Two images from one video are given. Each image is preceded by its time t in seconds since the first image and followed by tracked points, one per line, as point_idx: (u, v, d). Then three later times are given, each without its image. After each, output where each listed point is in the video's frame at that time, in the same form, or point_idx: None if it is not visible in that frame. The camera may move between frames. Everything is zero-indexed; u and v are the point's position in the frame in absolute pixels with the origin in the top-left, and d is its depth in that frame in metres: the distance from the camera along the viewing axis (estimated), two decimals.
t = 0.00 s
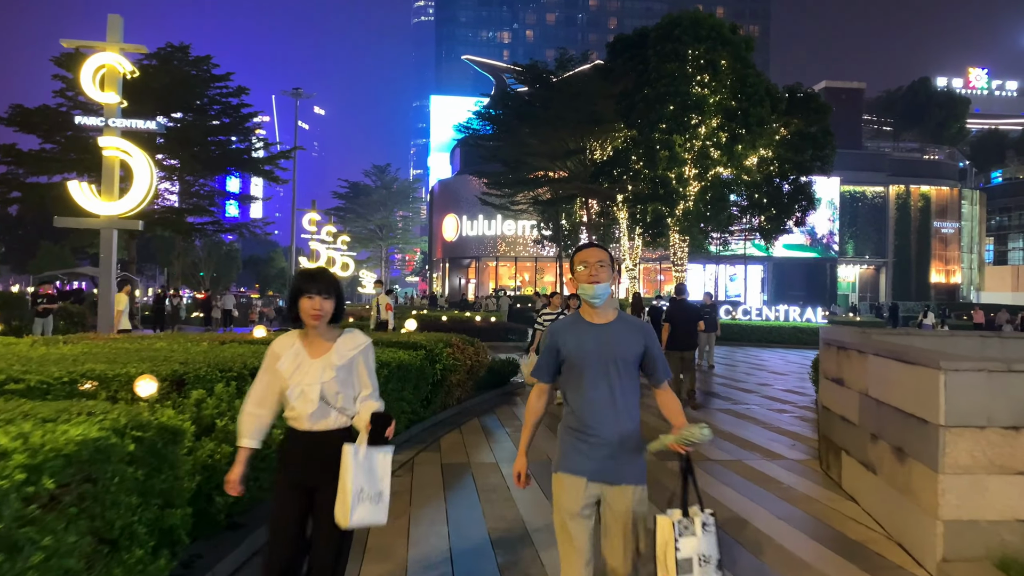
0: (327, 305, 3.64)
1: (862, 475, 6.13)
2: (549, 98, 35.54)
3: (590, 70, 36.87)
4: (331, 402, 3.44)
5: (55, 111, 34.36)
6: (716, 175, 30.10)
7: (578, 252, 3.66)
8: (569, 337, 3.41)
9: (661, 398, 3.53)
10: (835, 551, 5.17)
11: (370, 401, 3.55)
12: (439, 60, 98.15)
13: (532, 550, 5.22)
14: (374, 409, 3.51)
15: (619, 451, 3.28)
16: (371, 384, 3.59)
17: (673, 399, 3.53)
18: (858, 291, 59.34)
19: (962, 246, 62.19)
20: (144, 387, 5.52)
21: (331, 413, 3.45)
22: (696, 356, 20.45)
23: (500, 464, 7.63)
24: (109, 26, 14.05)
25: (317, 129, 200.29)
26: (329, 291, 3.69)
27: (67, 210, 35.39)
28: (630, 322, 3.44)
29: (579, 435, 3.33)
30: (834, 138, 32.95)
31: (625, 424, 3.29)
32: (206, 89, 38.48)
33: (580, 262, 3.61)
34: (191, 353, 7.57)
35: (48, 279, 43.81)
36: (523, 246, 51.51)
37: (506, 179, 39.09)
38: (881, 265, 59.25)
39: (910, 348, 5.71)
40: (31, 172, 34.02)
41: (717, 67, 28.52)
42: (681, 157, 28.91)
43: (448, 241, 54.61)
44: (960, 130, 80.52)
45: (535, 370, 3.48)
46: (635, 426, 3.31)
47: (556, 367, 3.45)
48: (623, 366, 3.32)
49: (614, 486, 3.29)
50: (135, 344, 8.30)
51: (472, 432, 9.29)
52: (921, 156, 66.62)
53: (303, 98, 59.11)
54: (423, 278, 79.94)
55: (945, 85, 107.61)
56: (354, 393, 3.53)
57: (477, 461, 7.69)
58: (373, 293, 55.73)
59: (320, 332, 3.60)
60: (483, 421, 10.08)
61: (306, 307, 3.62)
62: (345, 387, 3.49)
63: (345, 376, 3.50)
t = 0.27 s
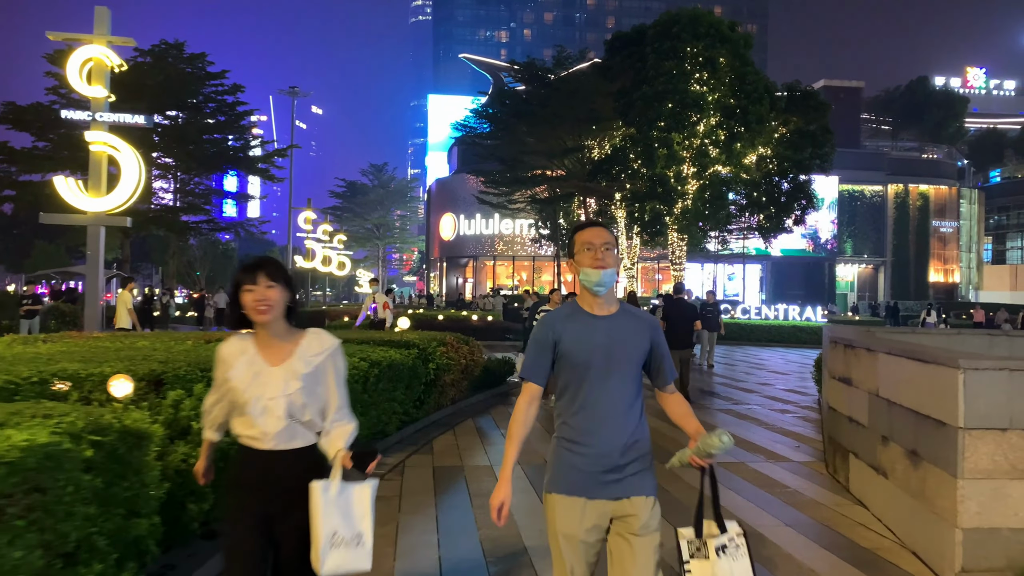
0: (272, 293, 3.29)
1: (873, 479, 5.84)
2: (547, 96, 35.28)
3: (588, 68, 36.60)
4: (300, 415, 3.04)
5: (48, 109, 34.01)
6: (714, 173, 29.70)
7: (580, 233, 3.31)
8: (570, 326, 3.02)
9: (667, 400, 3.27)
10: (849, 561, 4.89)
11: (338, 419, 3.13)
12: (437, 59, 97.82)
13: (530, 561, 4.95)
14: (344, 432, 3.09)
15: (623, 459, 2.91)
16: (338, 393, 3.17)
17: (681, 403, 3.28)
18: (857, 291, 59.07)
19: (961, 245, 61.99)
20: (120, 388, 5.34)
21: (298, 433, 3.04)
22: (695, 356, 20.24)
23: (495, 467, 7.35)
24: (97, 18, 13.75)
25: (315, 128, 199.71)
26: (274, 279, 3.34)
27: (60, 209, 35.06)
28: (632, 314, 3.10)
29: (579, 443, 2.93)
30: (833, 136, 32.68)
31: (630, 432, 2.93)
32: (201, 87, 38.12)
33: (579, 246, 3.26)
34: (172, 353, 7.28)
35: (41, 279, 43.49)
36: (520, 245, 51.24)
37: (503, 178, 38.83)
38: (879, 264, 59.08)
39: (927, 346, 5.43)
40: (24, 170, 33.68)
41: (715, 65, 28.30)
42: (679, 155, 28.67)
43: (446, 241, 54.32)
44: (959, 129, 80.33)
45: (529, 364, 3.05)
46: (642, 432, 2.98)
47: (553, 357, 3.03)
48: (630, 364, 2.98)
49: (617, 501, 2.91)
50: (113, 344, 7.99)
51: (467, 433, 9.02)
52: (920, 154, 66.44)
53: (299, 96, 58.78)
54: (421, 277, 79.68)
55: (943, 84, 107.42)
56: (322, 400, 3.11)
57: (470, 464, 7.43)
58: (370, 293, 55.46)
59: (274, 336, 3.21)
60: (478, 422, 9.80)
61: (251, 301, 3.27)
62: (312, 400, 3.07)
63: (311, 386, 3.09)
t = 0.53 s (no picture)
0: (218, 293, 2.82)
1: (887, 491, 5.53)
2: (544, 94, 35.00)
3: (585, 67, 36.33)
4: (242, 443, 2.53)
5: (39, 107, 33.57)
6: (711, 171, 29.19)
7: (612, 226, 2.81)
8: (598, 336, 2.48)
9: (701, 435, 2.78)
10: None
11: (284, 446, 2.69)
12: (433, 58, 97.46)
13: None
14: (294, 486, 2.65)
15: (661, 505, 2.37)
16: (280, 416, 2.70)
17: (720, 438, 2.79)
18: (854, 291, 58.43)
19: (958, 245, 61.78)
20: (88, 395, 4.89)
21: (239, 464, 2.54)
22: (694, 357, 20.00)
23: (489, 476, 7.04)
24: (82, 12, 13.42)
25: (310, 127, 199.04)
26: (217, 271, 2.87)
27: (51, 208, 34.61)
28: (668, 331, 2.61)
29: (608, 484, 2.36)
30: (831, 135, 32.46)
31: (667, 469, 2.42)
32: (195, 86, 37.72)
33: (607, 244, 2.75)
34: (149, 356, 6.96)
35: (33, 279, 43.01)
36: (517, 245, 50.93)
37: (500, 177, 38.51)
38: (876, 264, 58.85)
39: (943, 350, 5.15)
40: (15, 169, 33.23)
41: (712, 63, 28.11)
42: (677, 154, 28.39)
43: (442, 241, 53.94)
44: (956, 129, 80.14)
45: (554, 379, 2.45)
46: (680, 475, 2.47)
47: (579, 368, 2.45)
48: (665, 394, 2.49)
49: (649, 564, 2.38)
50: (88, 348, 7.65)
51: (460, 439, 8.71)
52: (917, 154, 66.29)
53: (295, 95, 58.40)
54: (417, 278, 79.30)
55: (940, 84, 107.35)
56: (265, 426, 2.65)
57: (463, 473, 7.12)
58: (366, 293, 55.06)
59: (205, 342, 2.70)
60: (472, 426, 9.50)
61: (184, 294, 2.79)
62: (248, 426, 2.56)
63: (250, 407, 2.59)
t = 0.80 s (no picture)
0: (129, 287, 2.20)
1: (908, 499, 5.26)
2: (541, 93, 34.72)
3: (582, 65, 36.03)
4: (164, 484, 2.04)
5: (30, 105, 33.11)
6: (710, 170, 28.55)
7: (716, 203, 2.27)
8: (708, 353, 1.95)
9: (800, 475, 2.14)
10: None
11: (232, 483, 2.17)
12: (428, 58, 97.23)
13: None
14: (255, 539, 2.14)
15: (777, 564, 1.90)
16: (227, 447, 2.18)
17: (821, 479, 2.16)
18: (851, 291, 57.99)
19: (955, 245, 61.62)
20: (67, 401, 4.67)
21: (174, 506, 2.07)
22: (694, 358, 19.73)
23: (488, 483, 6.73)
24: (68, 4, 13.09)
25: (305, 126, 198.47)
26: (128, 260, 2.22)
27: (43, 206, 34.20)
28: (788, 345, 2.08)
29: (711, 531, 1.88)
30: (830, 133, 32.23)
31: (777, 525, 1.93)
32: (189, 84, 37.27)
33: (708, 223, 2.21)
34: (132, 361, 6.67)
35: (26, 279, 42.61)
36: (513, 245, 50.65)
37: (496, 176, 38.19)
38: (873, 264, 58.68)
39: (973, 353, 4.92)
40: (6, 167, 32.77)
41: (711, 61, 27.68)
42: (675, 154, 28.06)
43: (438, 240, 53.58)
44: (953, 128, 79.98)
45: (650, 399, 1.92)
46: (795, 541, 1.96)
47: (684, 388, 1.94)
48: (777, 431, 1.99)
49: None
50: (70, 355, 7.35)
51: (457, 443, 8.46)
52: (914, 154, 66.15)
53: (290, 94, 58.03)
54: (413, 277, 78.97)
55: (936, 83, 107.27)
56: (203, 463, 2.14)
57: (460, 480, 6.83)
58: (362, 293, 54.73)
59: (117, 356, 2.15)
60: (470, 430, 9.20)
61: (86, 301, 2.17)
62: (173, 459, 2.05)
63: (182, 440, 2.08)
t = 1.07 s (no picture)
0: None
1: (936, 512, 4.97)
2: (540, 93, 34.40)
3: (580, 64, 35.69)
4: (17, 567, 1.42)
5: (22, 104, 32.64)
6: (710, 170, 28.83)
7: (878, 166, 1.80)
8: (864, 371, 1.58)
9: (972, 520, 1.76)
10: None
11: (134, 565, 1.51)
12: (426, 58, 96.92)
13: None
14: None
15: None
16: (125, 515, 1.53)
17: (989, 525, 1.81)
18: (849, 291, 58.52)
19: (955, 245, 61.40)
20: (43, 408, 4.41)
21: None
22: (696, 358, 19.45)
23: (490, 492, 6.45)
24: None
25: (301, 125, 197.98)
26: None
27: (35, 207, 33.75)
28: (955, 367, 1.71)
29: None
30: (830, 133, 31.94)
31: None
32: (185, 82, 36.87)
33: (870, 202, 1.75)
34: (119, 363, 6.41)
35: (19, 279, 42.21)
36: (511, 245, 50.35)
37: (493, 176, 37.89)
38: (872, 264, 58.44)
39: (1022, 361, 4.67)
40: None
41: (711, 60, 27.37)
42: (675, 153, 27.69)
43: (435, 240, 53.26)
44: (951, 128, 79.76)
45: (793, 444, 1.54)
46: None
47: (843, 438, 1.55)
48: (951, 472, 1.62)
49: None
50: (55, 359, 7.09)
51: (457, 449, 8.18)
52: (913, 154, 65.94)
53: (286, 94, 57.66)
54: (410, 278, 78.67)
55: (934, 83, 107.09)
56: (93, 536, 1.50)
57: (461, 489, 6.55)
58: (359, 293, 54.40)
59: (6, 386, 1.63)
60: (470, 435, 8.92)
61: None
62: (36, 537, 1.43)
63: (68, 510, 1.48)
